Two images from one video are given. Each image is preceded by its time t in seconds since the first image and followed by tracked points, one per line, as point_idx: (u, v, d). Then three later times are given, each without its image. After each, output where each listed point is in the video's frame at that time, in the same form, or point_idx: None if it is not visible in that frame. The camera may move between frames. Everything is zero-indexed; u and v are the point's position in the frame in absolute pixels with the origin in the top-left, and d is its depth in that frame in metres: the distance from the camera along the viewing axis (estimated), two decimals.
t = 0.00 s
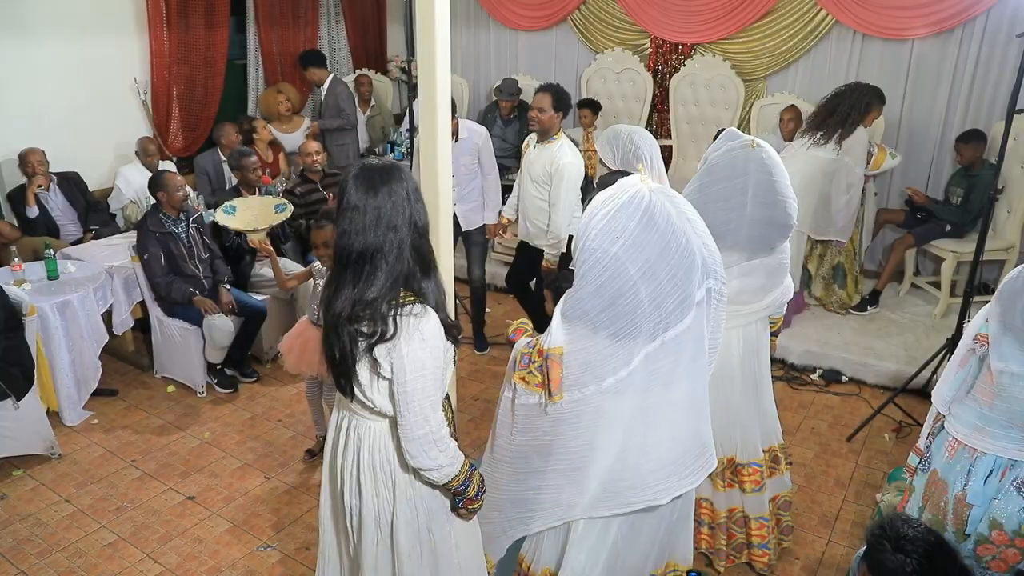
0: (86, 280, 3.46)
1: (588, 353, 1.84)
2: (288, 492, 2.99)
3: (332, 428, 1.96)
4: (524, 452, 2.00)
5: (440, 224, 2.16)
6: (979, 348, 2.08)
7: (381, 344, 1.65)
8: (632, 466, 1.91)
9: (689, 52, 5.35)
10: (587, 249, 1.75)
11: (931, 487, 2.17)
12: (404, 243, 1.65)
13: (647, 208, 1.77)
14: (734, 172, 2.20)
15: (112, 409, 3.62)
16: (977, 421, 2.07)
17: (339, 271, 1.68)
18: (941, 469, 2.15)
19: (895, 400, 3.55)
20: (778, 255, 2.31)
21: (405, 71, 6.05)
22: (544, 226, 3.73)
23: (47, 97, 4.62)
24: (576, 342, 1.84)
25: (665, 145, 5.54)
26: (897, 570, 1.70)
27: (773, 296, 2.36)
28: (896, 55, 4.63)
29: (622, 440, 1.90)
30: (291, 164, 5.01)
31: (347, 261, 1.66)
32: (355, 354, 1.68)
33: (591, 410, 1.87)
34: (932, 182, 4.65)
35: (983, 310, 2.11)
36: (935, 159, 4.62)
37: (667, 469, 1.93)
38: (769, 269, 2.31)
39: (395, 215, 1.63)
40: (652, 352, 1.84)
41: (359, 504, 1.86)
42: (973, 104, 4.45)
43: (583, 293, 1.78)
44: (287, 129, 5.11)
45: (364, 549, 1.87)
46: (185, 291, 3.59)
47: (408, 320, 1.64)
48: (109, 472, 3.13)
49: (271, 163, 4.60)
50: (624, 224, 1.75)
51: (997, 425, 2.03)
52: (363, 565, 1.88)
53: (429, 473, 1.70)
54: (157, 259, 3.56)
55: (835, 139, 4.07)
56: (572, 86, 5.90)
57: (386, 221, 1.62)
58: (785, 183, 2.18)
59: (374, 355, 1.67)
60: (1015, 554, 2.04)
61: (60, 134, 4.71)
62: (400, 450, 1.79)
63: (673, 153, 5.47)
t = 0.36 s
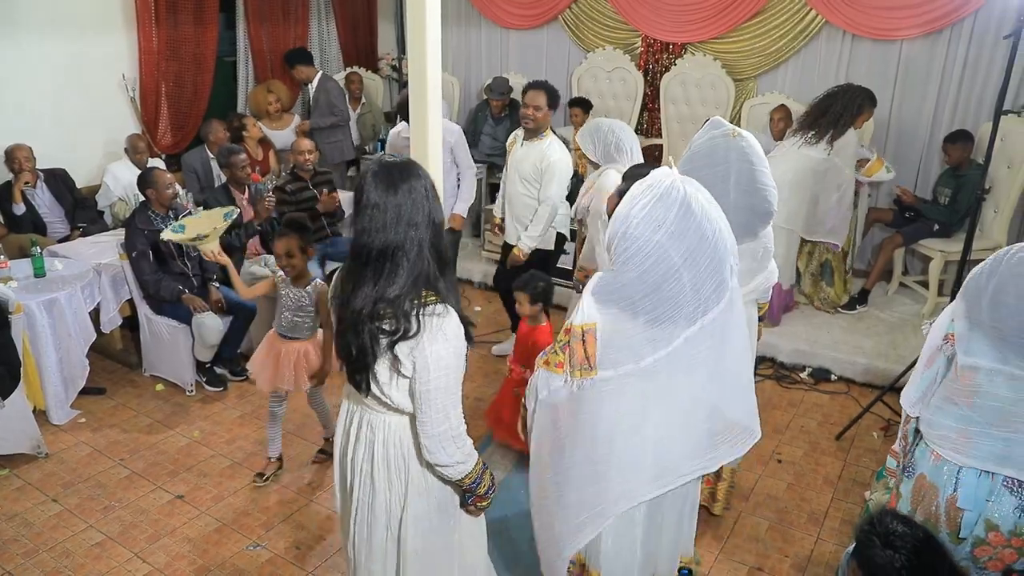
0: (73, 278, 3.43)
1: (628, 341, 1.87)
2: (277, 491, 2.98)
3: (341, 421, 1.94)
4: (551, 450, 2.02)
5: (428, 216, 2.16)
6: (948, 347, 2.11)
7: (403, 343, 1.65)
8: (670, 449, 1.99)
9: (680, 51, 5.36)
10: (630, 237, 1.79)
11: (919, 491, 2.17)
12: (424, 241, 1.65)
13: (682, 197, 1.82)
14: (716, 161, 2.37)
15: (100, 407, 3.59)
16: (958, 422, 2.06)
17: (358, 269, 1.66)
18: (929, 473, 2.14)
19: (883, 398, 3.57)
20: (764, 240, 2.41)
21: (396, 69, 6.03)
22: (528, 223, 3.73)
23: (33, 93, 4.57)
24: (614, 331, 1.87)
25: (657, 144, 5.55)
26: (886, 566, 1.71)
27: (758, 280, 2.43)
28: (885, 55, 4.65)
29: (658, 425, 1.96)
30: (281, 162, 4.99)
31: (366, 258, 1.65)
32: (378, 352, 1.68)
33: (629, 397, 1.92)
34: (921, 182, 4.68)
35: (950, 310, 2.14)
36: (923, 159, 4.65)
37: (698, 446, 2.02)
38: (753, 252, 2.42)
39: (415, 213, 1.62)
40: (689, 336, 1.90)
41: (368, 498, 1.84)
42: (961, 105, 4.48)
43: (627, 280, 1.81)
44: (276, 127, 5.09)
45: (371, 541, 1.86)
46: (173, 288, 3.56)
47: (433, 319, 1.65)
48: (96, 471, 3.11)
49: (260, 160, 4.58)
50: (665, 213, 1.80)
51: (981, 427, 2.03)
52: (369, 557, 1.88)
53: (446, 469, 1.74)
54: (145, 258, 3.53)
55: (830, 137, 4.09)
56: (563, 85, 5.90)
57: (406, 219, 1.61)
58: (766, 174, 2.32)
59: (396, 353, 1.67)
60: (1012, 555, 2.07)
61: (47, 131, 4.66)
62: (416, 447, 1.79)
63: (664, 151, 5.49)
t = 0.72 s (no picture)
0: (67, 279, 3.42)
1: (621, 329, 1.97)
2: (272, 492, 2.98)
3: (358, 419, 1.97)
4: (561, 439, 2.10)
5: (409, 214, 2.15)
6: (935, 346, 2.10)
7: (436, 338, 1.70)
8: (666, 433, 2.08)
9: (674, 51, 5.36)
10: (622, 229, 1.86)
11: (919, 496, 2.16)
12: (444, 235, 1.68)
13: (674, 189, 1.89)
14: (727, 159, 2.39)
15: (95, 409, 3.59)
16: (953, 426, 2.06)
17: (377, 269, 1.68)
18: (927, 477, 2.15)
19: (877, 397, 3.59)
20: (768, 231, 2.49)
21: (391, 70, 6.04)
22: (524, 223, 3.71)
23: (27, 95, 4.56)
24: (609, 318, 1.97)
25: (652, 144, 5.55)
26: (878, 565, 1.71)
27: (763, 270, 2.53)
28: (879, 55, 4.66)
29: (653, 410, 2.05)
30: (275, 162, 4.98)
31: (385, 258, 1.67)
32: (408, 349, 1.71)
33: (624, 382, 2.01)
34: (915, 181, 4.69)
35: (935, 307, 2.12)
36: (917, 159, 4.67)
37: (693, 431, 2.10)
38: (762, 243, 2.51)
39: (431, 209, 1.64)
40: (684, 324, 1.98)
41: (396, 493, 1.87)
42: (954, 106, 4.50)
43: (619, 271, 1.90)
44: (271, 128, 5.08)
45: (399, 536, 1.89)
46: (169, 289, 3.52)
47: (461, 309, 1.71)
48: (90, 473, 3.10)
49: (255, 161, 4.58)
50: (656, 206, 1.87)
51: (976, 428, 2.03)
52: (397, 553, 1.90)
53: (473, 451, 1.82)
54: (140, 258, 3.53)
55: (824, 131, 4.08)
56: (558, 85, 5.91)
57: (423, 217, 1.64)
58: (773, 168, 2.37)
59: (430, 347, 1.71)
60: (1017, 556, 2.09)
61: (41, 132, 4.66)
62: (446, 434, 1.85)
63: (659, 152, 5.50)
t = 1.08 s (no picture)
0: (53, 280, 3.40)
1: (596, 321, 2.04)
2: (262, 492, 2.97)
3: (367, 412, 1.94)
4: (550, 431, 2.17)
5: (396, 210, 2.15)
6: (953, 354, 2.11)
7: (445, 324, 1.70)
8: (648, 422, 2.10)
9: (664, 51, 5.37)
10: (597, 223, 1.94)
11: (937, 511, 2.20)
12: (452, 223, 1.70)
13: (651, 187, 1.95)
14: (735, 153, 2.46)
15: (82, 410, 3.56)
16: (971, 437, 2.10)
17: (384, 259, 1.69)
18: (946, 491, 2.18)
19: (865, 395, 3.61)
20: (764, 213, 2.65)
21: (381, 69, 6.03)
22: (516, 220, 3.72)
23: (14, 95, 4.53)
24: (586, 310, 2.04)
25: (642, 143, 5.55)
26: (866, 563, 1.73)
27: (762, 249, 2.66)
28: (867, 55, 4.69)
29: (631, 400, 2.08)
30: (264, 162, 4.96)
31: (392, 248, 1.68)
32: (416, 336, 1.71)
33: (601, 373, 2.07)
34: (903, 180, 4.72)
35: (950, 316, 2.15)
36: (905, 158, 4.69)
37: (674, 421, 2.12)
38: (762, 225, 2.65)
39: (437, 199, 1.66)
40: (659, 318, 2.03)
41: (413, 484, 1.85)
42: (941, 106, 4.53)
43: (593, 264, 1.97)
44: (260, 127, 5.07)
45: (419, 526, 1.87)
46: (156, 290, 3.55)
47: (470, 295, 1.72)
48: (78, 475, 3.08)
49: (243, 161, 4.56)
50: (631, 203, 1.93)
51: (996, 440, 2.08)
52: (416, 544, 1.88)
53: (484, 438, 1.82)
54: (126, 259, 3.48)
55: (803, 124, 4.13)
56: (547, 84, 5.92)
57: (429, 207, 1.65)
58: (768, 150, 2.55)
59: (439, 333, 1.71)
60: None
61: (28, 132, 4.62)
62: (457, 423, 1.85)
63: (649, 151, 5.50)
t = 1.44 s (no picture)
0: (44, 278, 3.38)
1: (609, 316, 2.10)
2: (255, 492, 2.96)
3: (396, 411, 1.97)
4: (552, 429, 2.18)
5: (395, 209, 2.14)
6: (986, 372, 2.11)
7: (461, 322, 1.70)
8: (652, 420, 2.14)
9: (657, 50, 5.38)
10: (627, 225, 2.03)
11: (960, 528, 2.22)
12: (472, 221, 1.70)
13: (679, 199, 2.05)
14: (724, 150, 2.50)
15: (73, 410, 3.54)
16: (1004, 457, 2.11)
17: (405, 255, 1.72)
18: (976, 512, 2.20)
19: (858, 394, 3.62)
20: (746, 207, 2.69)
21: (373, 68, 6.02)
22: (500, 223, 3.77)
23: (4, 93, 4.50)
24: (602, 305, 2.11)
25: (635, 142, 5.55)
26: (856, 561, 1.73)
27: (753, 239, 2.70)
28: (859, 55, 4.70)
29: (635, 398, 2.14)
30: (255, 161, 4.94)
31: (413, 245, 1.70)
32: (433, 333, 1.72)
33: (607, 370, 2.13)
34: (894, 180, 4.74)
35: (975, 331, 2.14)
36: (897, 158, 4.71)
37: (679, 421, 2.18)
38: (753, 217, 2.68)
39: (457, 198, 1.67)
40: (669, 324, 2.12)
41: (437, 482, 1.88)
42: (932, 106, 4.55)
43: (616, 260, 2.05)
44: (253, 127, 5.06)
45: (447, 524, 1.91)
46: (148, 289, 3.55)
47: (488, 293, 1.70)
48: (69, 475, 3.07)
49: (234, 159, 4.55)
50: (661, 211, 2.02)
51: None
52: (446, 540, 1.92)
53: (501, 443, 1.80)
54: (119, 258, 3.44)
55: (776, 120, 4.11)
56: (541, 83, 5.92)
57: (448, 206, 1.66)
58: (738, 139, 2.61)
59: (454, 331, 1.71)
60: None
61: (18, 130, 4.60)
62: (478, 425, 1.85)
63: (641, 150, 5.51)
